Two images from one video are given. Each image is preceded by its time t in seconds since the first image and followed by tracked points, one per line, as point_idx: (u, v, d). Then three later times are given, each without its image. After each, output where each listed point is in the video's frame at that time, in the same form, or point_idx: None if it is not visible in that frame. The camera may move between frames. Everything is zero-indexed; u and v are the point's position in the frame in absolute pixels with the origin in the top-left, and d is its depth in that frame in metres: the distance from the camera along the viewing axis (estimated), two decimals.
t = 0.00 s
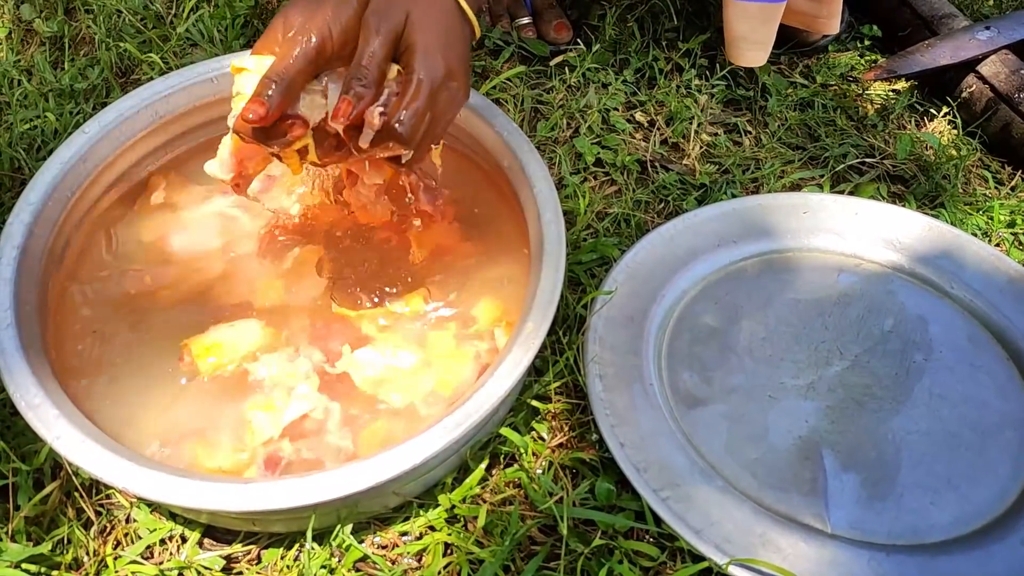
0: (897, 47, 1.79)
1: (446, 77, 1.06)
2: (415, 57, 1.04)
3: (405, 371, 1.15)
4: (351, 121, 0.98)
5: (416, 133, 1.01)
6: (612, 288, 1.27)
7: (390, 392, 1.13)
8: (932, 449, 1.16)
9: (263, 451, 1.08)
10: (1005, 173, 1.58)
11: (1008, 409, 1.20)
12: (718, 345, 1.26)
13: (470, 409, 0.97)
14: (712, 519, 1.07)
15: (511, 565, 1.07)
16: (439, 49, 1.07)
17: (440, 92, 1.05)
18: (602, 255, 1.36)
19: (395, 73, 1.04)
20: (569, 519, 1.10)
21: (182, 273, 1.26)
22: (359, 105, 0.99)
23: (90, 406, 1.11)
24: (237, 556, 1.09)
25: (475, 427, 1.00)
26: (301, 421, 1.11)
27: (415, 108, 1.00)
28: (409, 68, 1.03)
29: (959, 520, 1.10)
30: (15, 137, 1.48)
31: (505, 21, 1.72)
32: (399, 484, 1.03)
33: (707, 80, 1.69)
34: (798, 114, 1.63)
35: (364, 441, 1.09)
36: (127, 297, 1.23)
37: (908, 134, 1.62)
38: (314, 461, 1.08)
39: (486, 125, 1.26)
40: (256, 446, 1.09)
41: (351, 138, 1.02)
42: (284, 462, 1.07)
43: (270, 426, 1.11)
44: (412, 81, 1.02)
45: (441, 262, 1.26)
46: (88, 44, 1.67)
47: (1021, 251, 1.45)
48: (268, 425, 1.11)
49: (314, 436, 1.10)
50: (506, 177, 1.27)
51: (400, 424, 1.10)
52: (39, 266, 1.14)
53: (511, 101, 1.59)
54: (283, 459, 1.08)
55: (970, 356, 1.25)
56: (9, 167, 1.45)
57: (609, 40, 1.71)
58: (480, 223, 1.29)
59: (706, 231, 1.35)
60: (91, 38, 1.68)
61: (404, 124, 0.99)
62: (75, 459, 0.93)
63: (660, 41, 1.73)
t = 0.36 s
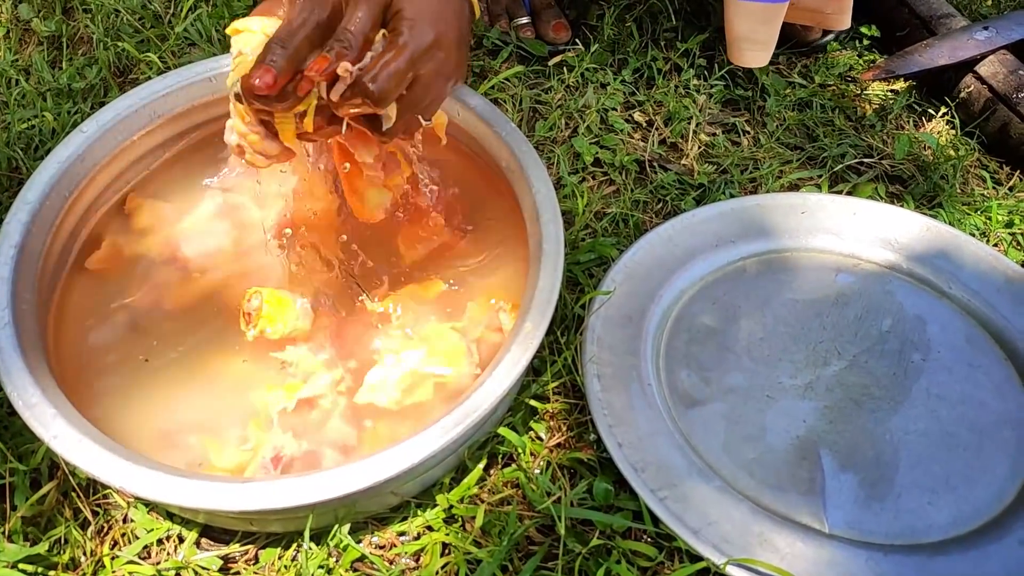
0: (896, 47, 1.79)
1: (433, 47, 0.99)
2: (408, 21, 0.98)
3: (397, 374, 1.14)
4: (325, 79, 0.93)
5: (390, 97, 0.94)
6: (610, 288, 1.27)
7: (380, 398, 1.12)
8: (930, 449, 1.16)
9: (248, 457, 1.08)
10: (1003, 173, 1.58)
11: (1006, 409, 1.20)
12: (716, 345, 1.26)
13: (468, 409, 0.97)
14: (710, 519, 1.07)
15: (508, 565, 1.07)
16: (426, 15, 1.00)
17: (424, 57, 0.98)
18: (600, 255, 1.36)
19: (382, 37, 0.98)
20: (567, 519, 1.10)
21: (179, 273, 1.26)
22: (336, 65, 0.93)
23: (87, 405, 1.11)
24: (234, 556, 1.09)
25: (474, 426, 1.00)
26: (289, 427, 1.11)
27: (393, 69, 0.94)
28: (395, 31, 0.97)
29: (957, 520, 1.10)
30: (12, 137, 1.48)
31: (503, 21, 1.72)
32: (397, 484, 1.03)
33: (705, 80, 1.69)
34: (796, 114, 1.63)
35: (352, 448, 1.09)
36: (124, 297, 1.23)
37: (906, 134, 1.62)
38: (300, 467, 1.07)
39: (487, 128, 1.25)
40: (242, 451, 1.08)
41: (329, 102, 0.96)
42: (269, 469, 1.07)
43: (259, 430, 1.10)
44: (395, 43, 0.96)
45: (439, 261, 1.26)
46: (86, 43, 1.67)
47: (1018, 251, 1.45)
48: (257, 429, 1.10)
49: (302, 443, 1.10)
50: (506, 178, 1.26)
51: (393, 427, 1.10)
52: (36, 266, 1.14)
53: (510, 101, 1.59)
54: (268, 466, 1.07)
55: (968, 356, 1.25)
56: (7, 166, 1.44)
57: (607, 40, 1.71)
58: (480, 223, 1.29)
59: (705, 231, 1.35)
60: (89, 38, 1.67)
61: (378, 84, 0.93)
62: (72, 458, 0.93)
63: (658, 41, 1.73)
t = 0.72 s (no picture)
0: (895, 48, 1.79)
1: (445, 86, 1.00)
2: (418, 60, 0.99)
3: (394, 374, 1.14)
4: (346, 123, 0.94)
5: (407, 139, 0.96)
6: (609, 289, 1.27)
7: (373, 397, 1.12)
8: (928, 450, 1.16)
9: (237, 449, 1.08)
10: (1002, 174, 1.58)
11: (1004, 410, 1.20)
12: (715, 346, 1.26)
13: (466, 410, 0.97)
14: (709, 520, 1.07)
15: (508, 566, 1.07)
16: (435, 54, 1.01)
17: (435, 96, 0.99)
18: (599, 256, 1.36)
19: (395, 78, 0.99)
20: (566, 520, 1.10)
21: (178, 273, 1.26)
22: (357, 107, 0.94)
23: (86, 406, 1.11)
24: (233, 557, 1.09)
25: (472, 428, 1.00)
26: (280, 421, 1.11)
27: (408, 111, 0.95)
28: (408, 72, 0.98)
29: (956, 521, 1.11)
30: (11, 138, 1.48)
31: (503, 22, 1.72)
32: (396, 485, 1.03)
33: (704, 81, 1.69)
34: (795, 115, 1.64)
35: (342, 445, 1.09)
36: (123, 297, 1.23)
37: (904, 135, 1.62)
38: (288, 463, 1.08)
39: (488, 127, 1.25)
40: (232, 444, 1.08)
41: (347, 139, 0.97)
42: (258, 463, 1.07)
43: (251, 424, 1.11)
44: (408, 86, 0.97)
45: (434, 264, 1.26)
46: (85, 44, 1.67)
47: (1017, 252, 1.45)
48: (249, 423, 1.11)
49: (292, 438, 1.10)
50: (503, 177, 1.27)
51: (387, 424, 1.10)
52: (35, 266, 1.14)
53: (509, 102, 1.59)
54: (256, 461, 1.07)
55: (967, 357, 1.25)
56: (6, 167, 1.44)
57: (607, 41, 1.71)
58: (478, 225, 1.29)
59: (703, 232, 1.35)
60: (88, 39, 1.67)
61: (396, 129, 0.94)
62: (70, 459, 0.93)
63: (658, 42, 1.73)
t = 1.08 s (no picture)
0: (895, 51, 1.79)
1: (456, 55, 1.00)
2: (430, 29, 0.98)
3: (400, 372, 1.15)
4: (357, 90, 0.91)
5: (418, 109, 0.95)
6: (610, 291, 1.27)
7: (382, 394, 1.14)
8: (928, 453, 1.16)
9: (247, 444, 1.08)
10: (1002, 177, 1.58)
11: (1005, 412, 1.21)
12: (716, 348, 1.26)
13: (467, 412, 0.98)
14: (709, 522, 1.07)
15: (508, 568, 1.07)
16: (446, 26, 1.00)
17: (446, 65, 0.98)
18: (600, 258, 1.36)
19: (404, 45, 0.97)
20: (567, 522, 1.10)
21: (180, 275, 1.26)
22: (368, 73, 0.91)
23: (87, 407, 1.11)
24: (234, 558, 1.09)
25: (473, 429, 1.00)
26: (284, 422, 1.12)
27: (417, 77, 0.94)
28: (419, 41, 0.97)
29: (956, 523, 1.11)
30: (13, 140, 1.48)
31: (503, 24, 1.73)
32: (398, 486, 1.03)
33: (705, 84, 1.69)
34: (796, 118, 1.64)
35: (350, 442, 1.10)
36: (126, 299, 1.23)
37: (905, 138, 1.62)
38: (292, 463, 1.08)
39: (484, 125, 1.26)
40: (242, 438, 1.09)
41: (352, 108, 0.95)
42: (267, 459, 1.08)
43: (261, 419, 1.11)
44: (419, 53, 0.96)
45: (438, 265, 1.26)
46: (86, 46, 1.67)
47: (1017, 255, 1.45)
48: (259, 418, 1.11)
49: (301, 432, 1.11)
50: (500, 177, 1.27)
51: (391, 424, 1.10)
52: (37, 268, 1.14)
53: (510, 104, 1.59)
54: (266, 457, 1.08)
55: (967, 360, 1.25)
56: (8, 168, 1.45)
57: (607, 43, 1.72)
58: (480, 225, 1.29)
59: (703, 234, 1.35)
60: (90, 41, 1.68)
61: (407, 97, 0.93)
62: (72, 460, 0.93)
63: (658, 45, 1.74)
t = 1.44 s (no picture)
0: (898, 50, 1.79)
1: (475, 36, 0.99)
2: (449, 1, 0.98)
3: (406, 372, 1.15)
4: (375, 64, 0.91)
5: (434, 89, 0.95)
6: (613, 290, 1.27)
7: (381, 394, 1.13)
8: (931, 452, 1.16)
9: (255, 435, 1.09)
10: (1006, 176, 1.58)
11: (1008, 412, 1.20)
12: (718, 347, 1.26)
13: (470, 412, 0.98)
14: (712, 522, 1.07)
15: (510, 567, 1.07)
16: None
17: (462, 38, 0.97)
18: (602, 257, 1.36)
19: (423, 20, 0.97)
20: (569, 521, 1.10)
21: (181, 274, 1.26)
22: (386, 47, 0.91)
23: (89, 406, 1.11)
24: (237, 557, 1.09)
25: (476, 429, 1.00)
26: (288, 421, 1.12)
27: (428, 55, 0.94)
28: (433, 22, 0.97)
29: (959, 522, 1.10)
30: (16, 139, 1.48)
31: (506, 23, 1.73)
32: (400, 486, 1.03)
33: (707, 83, 1.69)
34: (799, 117, 1.64)
35: (353, 441, 1.10)
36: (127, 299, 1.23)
37: (908, 137, 1.62)
38: (297, 462, 1.08)
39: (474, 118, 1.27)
40: (250, 425, 1.10)
41: (366, 83, 0.95)
42: (271, 453, 1.08)
43: (273, 411, 1.12)
44: (438, 31, 0.95)
45: (439, 264, 1.26)
46: (89, 46, 1.67)
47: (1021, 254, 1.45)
48: (271, 410, 1.12)
49: (308, 428, 1.11)
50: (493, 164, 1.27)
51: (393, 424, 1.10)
52: (40, 267, 1.14)
53: (512, 104, 1.59)
54: (271, 456, 1.08)
55: (971, 359, 1.25)
56: (11, 168, 1.45)
57: (610, 42, 1.72)
58: (481, 225, 1.29)
59: (706, 234, 1.35)
60: (93, 40, 1.68)
61: (424, 75, 0.93)
62: (74, 459, 0.93)
63: (660, 44, 1.74)
